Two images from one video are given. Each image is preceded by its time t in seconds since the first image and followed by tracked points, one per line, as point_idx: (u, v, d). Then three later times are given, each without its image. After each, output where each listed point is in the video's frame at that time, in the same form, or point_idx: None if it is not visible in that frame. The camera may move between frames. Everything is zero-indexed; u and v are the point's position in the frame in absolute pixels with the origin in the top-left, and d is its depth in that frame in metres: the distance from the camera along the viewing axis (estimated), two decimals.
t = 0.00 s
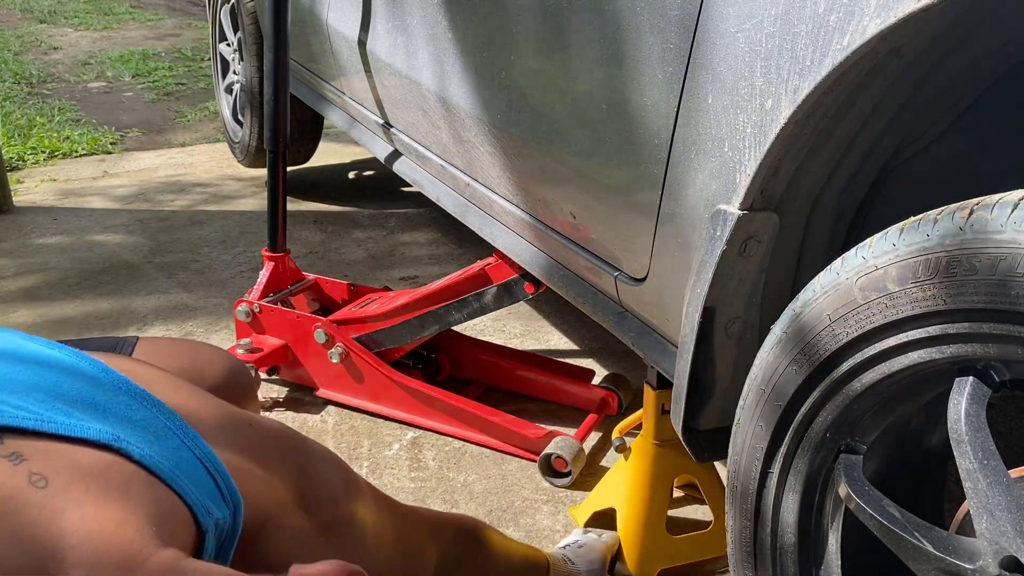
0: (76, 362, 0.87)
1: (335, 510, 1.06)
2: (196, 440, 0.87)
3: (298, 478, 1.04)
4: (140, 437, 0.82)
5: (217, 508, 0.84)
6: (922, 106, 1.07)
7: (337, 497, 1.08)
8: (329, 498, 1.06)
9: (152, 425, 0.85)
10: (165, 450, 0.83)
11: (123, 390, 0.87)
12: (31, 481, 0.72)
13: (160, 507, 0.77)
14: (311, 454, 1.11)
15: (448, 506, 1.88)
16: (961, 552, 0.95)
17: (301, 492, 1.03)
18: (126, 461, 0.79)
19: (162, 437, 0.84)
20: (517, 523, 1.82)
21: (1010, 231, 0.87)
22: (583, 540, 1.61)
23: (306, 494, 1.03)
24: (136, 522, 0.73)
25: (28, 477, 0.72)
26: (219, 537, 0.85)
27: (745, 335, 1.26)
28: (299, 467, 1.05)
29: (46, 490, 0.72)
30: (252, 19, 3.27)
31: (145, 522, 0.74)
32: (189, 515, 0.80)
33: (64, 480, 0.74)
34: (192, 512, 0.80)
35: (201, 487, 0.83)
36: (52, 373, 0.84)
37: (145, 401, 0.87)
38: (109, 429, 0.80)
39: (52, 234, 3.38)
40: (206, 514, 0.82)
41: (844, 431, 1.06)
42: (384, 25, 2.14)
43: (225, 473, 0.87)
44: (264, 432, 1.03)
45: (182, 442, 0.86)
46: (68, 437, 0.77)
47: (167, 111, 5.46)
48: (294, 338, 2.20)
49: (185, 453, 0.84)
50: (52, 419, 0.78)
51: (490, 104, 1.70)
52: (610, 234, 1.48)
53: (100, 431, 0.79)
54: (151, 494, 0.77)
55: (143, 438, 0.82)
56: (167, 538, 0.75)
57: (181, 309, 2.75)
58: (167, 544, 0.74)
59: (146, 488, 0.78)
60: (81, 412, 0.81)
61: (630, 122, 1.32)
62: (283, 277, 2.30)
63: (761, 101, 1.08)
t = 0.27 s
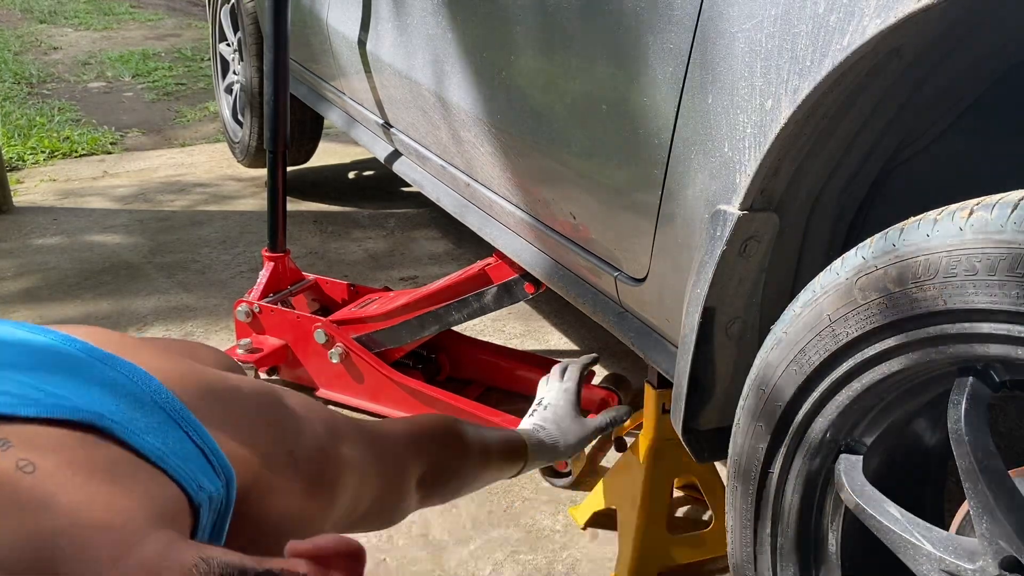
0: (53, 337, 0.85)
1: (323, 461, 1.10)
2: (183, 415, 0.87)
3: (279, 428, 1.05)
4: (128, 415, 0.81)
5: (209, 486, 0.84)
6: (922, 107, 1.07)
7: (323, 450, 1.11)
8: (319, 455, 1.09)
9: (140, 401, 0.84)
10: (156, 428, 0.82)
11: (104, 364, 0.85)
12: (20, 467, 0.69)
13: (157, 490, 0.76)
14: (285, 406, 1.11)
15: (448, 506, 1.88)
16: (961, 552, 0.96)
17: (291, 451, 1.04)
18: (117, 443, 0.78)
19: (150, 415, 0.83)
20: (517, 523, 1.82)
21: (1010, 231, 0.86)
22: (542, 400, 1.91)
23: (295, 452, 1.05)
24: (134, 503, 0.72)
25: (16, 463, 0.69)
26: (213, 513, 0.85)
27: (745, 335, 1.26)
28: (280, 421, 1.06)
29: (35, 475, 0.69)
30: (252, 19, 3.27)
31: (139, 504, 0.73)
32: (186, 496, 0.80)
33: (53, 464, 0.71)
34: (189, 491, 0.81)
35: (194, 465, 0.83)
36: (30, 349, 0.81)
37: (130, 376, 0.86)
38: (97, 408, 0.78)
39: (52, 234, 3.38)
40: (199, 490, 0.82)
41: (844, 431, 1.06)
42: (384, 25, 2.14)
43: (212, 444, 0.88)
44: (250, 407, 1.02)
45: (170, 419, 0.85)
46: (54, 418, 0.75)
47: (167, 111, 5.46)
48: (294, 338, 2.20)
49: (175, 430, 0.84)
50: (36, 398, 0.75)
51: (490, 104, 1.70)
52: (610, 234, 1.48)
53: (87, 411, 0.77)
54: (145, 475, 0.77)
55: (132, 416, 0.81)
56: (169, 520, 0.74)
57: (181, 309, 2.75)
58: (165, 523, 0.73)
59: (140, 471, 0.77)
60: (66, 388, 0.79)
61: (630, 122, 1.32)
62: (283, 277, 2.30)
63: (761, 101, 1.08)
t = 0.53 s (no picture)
0: (42, 334, 0.85)
1: (317, 439, 1.07)
2: (162, 399, 0.84)
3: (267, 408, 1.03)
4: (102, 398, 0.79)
5: (191, 465, 0.79)
6: (922, 107, 1.07)
7: (318, 429, 1.08)
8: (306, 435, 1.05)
9: (117, 386, 0.82)
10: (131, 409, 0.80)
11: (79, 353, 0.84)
12: None
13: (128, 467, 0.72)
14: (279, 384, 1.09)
15: (448, 506, 1.88)
16: (962, 553, 0.97)
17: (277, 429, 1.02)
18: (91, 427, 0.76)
19: (126, 398, 0.81)
20: (516, 523, 1.82)
21: (1010, 231, 0.86)
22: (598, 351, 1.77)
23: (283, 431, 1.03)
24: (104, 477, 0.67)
25: None
26: (198, 493, 0.80)
27: (745, 335, 1.26)
28: (270, 400, 1.05)
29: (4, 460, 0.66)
30: (252, 19, 3.27)
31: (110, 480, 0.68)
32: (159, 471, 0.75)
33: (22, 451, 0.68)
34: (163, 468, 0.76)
35: (172, 444, 0.79)
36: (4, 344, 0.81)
37: (109, 364, 0.85)
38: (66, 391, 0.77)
39: (52, 234, 3.38)
40: (177, 469, 0.77)
41: (844, 431, 1.06)
42: (384, 25, 2.14)
43: (195, 426, 0.84)
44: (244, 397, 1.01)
45: (145, 401, 0.82)
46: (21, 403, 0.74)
47: (167, 111, 5.46)
48: (294, 338, 2.19)
49: (153, 411, 0.81)
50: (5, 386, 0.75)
51: (490, 104, 1.70)
52: (610, 234, 1.48)
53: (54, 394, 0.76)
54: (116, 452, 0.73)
55: (104, 398, 0.79)
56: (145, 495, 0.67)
57: (181, 309, 2.75)
58: (141, 497, 0.66)
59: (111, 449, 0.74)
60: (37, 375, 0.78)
61: (630, 122, 1.32)
62: (283, 277, 2.30)
63: (761, 101, 1.08)
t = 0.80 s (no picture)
0: (31, 327, 0.84)
1: (315, 434, 1.07)
2: (154, 397, 0.84)
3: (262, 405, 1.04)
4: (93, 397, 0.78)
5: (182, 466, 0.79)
6: (922, 107, 1.07)
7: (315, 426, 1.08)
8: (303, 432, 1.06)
9: (108, 385, 0.81)
10: (123, 409, 0.79)
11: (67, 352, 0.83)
12: None
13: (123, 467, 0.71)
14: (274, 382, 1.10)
15: (448, 506, 1.88)
16: (962, 553, 0.97)
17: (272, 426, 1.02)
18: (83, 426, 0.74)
19: (118, 397, 0.80)
20: (516, 523, 1.83)
21: (1010, 231, 0.87)
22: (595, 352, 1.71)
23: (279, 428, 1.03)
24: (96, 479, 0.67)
25: None
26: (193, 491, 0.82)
27: (745, 335, 1.26)
28: (265, 398, 1.05)
29: None
30: (252, 19, 3.27)
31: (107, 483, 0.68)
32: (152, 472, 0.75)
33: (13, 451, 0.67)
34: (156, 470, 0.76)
35: (165, 445, 0.79)
36: None
37: (99, 362, 0.84)
38: (59, 391, 0.76)
39: (52, 234, 3.38)
40: (170, 469, 0.77)
41: (844, 431, 1.06)
42: (385, 24, 2.14)
43: (187, 423, 0.85)
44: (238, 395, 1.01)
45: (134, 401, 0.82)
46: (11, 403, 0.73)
47: (167, 111, 5.46)
48: (294, 338, 2.19)
49: (144, 411, 0.81)
50: None
51: (490, 104, 1.70)
52: (610, 235, 1.48)
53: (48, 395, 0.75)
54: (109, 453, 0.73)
55: (95, 398, 0.78)
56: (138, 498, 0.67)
57: (181, 309, 2.75)
58: (134, 499, 0.66)
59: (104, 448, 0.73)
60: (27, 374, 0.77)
61: (630, 122, 1.32)
62: (283, 277, 2.30)
63: (761, 101, 1.08)
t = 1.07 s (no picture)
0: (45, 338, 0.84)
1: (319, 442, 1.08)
2: (166, 403, 0.83)
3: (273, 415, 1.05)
4: (108, 402, 0.78)
5: (194, 472, 0.79)
6: (922, 106, 1.07)
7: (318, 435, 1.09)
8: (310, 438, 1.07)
9: (123, 392, 0.81)
10: (139, 414, 0.79)
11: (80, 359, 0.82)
12: None
13: (136, 474, 0.71)
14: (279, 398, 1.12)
15: (448, 506, 1.88)
16: (962, 553, 0.97)
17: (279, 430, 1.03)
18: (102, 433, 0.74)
19: (133, 404, 0.80)
20: (516, 523, 1.83)
21: (1010, 231, 0.87)
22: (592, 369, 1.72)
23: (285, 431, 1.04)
24: (109, 486, 0.66)
25: None
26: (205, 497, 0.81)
27: (745, 335, 1.26)
28: (272, 405, 1.06)
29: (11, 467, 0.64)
30: (252, 19, 3.27)
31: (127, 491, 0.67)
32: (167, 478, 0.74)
33: (30, 452, 0.66)
34: (171, 475, 0.75)
35: (179, 451, 0.79)
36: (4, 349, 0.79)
37: (114, 369, 0.84)
38: (76, 397, 0.75)
39: (52, 234, 3.38)
40: (185, 476, 0.77)
41: (844, 431, 1.06)
42: (385, 25, 2.15)
43: (199, 430, 0.85)
44: (244, 398, 1.02)
45: (143, 404, 0.81)
46: (30, 408, 0.72)
47: (167, 111, 5.46)
48: (294, 338, 2.19)
49: (159, 417, 0.81)
50: (11, 390, 0.73)
51: (490, 104, 1.70)
52: (610, 235, 1.48)
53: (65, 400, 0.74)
54: (124, 458, 0.72)
55: (111, 404, 0.77)
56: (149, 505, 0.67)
57: (181, 309, 2.75)
58: (147, 506, 0.66)
59: (118, 454, 0.72)
60: (42, 381, 0.76)
61: (630, 122, 1.33)
62: (283, 277, 2.30)
63: (761, 101, 1.08)
